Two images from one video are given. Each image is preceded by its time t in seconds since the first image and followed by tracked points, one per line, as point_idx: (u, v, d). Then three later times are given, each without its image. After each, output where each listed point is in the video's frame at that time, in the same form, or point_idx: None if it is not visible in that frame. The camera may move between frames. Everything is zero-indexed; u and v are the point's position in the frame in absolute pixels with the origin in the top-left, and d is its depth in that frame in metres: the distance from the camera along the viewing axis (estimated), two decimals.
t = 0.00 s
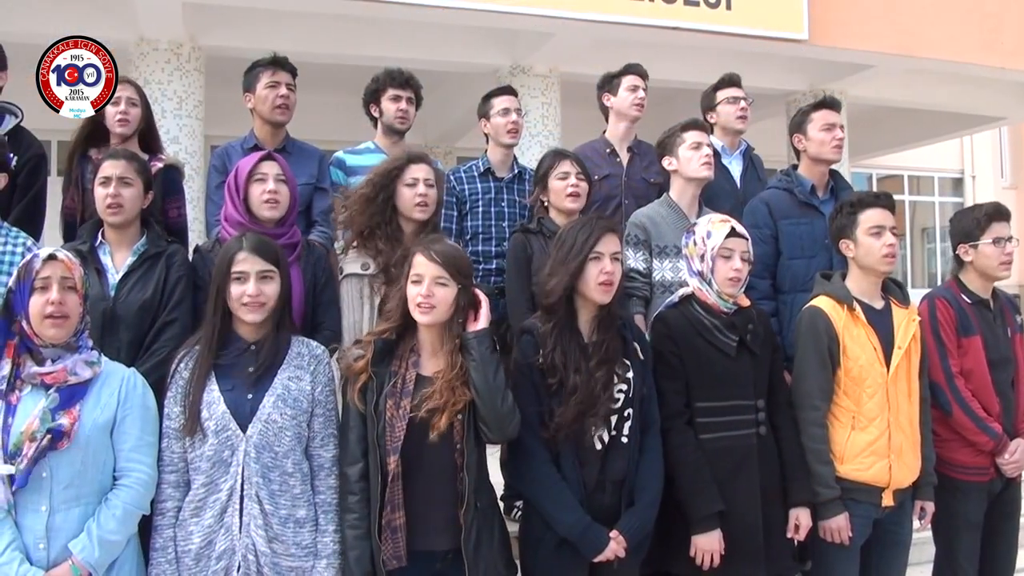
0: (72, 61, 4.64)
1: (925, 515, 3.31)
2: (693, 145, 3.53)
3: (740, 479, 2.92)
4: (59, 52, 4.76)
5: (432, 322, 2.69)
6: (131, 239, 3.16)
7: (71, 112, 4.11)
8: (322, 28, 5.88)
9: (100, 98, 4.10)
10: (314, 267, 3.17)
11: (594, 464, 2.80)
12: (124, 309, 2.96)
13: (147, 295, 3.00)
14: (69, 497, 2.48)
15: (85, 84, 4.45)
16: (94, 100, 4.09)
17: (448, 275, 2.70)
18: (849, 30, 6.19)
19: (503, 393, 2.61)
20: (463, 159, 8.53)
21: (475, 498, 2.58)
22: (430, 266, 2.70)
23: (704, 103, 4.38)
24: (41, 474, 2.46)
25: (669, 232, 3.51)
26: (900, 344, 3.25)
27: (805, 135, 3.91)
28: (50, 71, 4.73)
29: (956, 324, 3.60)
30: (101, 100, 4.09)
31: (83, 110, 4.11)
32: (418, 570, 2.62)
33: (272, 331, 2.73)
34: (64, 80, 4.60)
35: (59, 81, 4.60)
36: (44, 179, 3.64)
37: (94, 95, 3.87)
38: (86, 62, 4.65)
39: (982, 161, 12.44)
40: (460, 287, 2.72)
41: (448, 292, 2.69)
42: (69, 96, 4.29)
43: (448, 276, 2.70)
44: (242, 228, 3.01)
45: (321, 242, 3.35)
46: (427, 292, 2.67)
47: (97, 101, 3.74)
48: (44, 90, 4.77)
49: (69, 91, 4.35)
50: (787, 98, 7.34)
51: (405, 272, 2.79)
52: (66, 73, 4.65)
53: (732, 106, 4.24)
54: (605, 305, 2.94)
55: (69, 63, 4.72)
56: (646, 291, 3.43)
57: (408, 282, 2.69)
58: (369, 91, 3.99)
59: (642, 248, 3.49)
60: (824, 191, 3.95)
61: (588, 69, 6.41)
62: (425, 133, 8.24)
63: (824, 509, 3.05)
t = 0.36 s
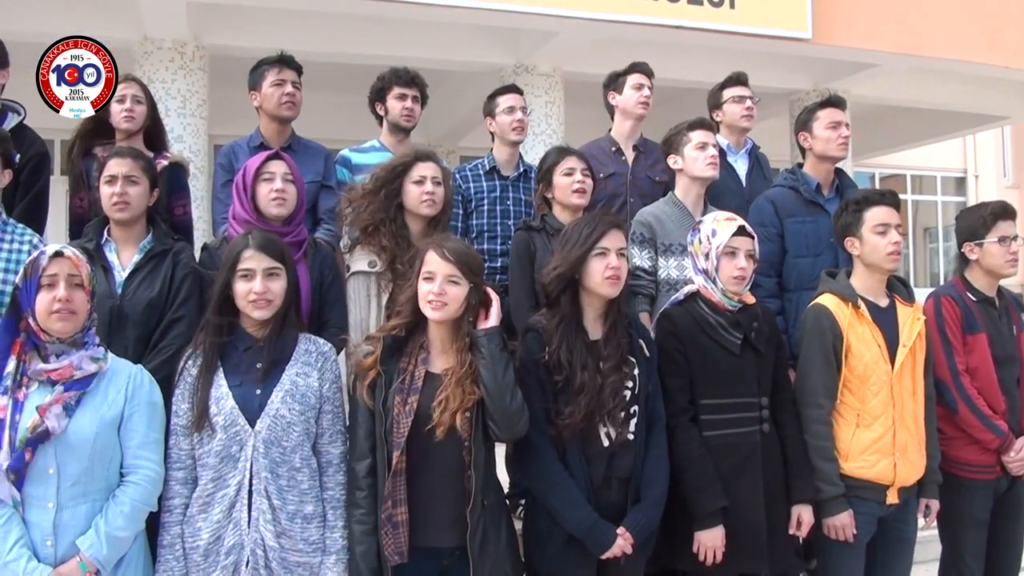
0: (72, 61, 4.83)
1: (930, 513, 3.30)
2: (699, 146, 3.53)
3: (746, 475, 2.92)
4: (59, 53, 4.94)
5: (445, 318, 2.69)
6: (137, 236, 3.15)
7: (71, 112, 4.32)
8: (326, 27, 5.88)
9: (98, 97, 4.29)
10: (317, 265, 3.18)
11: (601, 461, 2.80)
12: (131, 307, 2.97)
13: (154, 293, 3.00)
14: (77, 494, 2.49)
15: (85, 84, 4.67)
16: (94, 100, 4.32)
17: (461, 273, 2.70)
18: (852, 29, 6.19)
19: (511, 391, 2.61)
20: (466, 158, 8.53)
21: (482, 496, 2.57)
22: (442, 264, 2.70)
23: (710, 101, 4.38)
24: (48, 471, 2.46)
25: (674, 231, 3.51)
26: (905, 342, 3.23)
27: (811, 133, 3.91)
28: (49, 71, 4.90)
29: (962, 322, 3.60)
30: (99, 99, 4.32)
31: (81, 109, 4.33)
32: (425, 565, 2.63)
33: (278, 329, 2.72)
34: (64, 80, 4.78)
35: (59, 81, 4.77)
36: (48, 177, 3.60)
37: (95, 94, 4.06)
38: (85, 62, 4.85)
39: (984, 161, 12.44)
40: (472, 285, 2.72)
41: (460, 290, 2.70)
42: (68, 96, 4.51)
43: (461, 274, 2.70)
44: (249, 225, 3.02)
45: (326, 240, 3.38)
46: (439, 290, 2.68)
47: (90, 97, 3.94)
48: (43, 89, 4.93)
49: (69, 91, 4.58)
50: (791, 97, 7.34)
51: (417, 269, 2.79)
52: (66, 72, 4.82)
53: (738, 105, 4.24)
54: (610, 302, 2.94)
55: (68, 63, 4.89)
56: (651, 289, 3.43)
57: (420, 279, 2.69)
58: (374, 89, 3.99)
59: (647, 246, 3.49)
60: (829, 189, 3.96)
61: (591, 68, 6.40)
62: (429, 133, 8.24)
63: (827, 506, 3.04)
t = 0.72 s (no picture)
0: (72, 62, 5.17)
1: (940, 512, 3.31)
2: (705, 144, 3.52)
3: (757, 474, 2.92)
4: (59, 53, 5.19)
5: (452, 320, 2.69)
6: (148, 236, 3.16)
7: (72, 112, 4.89)
8: (331, 27, 5.88)
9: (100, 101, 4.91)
10: (326, 263, 3.17)
11: (610, 460, 2.80)
12: (142, 306, 2.98)
13: (164, 292, 3.01)
14: (91, 491, 2.50)
15: (85, 85, 5.15)
16: (95, 102, 4.96)
17: (465, 272, 2.70)
18: (858, 29, 6.18)
19: (523, 389, 2.62)
20: (471, 158, 8.54)
21: (495, 493, 2.59)
22: (445, 265, 2.70)
23: (717, 101, 4.38)
24: (63, 469, 2.48)
25: (681, 229, 3.51)
26: (914, 340, 3.25)
27: (818, 132, 3.90)
28: (50, 70, 5.20)
29: (970, 321, 3.60)
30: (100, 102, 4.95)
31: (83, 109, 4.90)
32: (437, 564, 2.63)
33: (291, 325, 2.74)
34: (64, 80, 5.18)
35: (61, 81, 5.11)
36: (53, 177, 3.58)
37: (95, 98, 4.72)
38: (85, 62, 5.21)
39: (989, 160, 12.43)
40: (477, 284, 2.72)
41: (465, 290, 2.69)
42: (70, 96, 5.04)
43: (465, 273, 2.70)
44: (258, 226, 3.01)
45: (336, 240, 3.37)
46: (446, 291, 2.67)
47: (95, 101, 4.61)
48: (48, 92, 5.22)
49: (71, 91, 5.09)
50: (796, 97, 7.34)
51: (420, 271, 2.78)
52: (66, 72, 5.18)
53: (745, 104, 4.24)
54: (620, 301, 2.93)
55: (68, 63, 5.22)
56: (659, 289, 3.43)
57: (425, 281, 2.68)
58: (383, 90, 4.00)
59: (655, 246, 3.49)
60: (837, 188, 3.96)
61: (596, 68, 6.40)
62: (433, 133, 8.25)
63: (838, 506, 3.05)
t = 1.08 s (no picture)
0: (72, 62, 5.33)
1: (956, 513, 3.31)
2: (719, 146, 3.53)
3: (774, 474, 2.92)
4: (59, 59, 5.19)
5: (462, 320, 2.68)
6: (164, 237, 3.17)
7: (72, 112, 5.28)
8: (340, 28, 5.88)
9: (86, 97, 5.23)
10: (342, 264, 3.18)
11: (627, 460, 2.81)
12: (158, 306, 2.98)
13: (181, 292, 3.02)
14: (111, 491, 2.51)
15: (85, 84, 5.35)
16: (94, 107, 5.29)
17: (471, 272, 2.70)
18: (867, 28, 6.17)
19: (537, 385, 2.64)
20: (478, 158, 8.55)
21: (511, 492, 2.60)
22: (451, 266, 2.69)
23: (728, 101, 4.38)
24: (84, 468, 2.49)
25: (695, 230, 3.51)
26: (929, 341, 3.25)
27: (831, 133, 3.91)
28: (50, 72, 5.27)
29: (984, 321, 3.60)
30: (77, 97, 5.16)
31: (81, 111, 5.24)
32: (454, 565, 2.62)
33: (310, 326, 2.75)
34: (64, 80, 5.32)
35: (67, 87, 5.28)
36: (66, 179, 3.59)
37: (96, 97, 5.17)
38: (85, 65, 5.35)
39: (996, 160, 12.39)
40: (484, 281, 2.72)
41: (473, 289, 2.69)
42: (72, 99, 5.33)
43: (472, 272, 2.70)
44: (275, 229, 3.02)
45: (350, 240, 3.37)
46: (454, 292, 2.66)
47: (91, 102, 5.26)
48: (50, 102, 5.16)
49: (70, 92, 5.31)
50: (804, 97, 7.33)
51: (426, 274, 2.77)
52: (66, 72, 5.30)
53: (756, 104, 4.23)
54: (637, 303, 2.93)
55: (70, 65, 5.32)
56: (673, 289, 3.43)
57: (432, 284, 2.67)
58: (396, 91, 4.01)
59: (668, 246, 3.48)
60: (849, 189, 3.96)
61: (604, 67, 6.40)
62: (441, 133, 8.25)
63: (853, 505, 3.05)
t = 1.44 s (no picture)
0: (74, 63, 4.90)
1: (971, 512, 3.33)
2: (736, 147, 3.54)
3: (791, 473, 2.93)
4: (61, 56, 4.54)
5: (478, 316, 2.68)
6: (181, 237, 3.18)
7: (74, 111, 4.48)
8: (350, 28, 5.88)
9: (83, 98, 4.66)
10: (359, 264, 3.17)
11: (645, 459, 2.82)
12: (177, 305, 2.99)
13: (199, 291, 3.03)
14: (134, 488, 2.52)
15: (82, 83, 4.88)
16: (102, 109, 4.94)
17: (489, 269, 2.71)
18: (876, 27, 6.16)
19: (553, 385, 2.63)
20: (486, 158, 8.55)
21: (527, 491, 2.59)
22: (470, 262, 2.69)
23: (740, 100, 4.38)
24: (108, 465, 2.50)
25: (711, 230, 3.52)
26: (945, 340, 3.27)
27: (843, 132, 3.90)
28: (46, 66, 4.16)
29: (998, 320, 3.60)
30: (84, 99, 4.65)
31: (79, 111, 4.40)
32: (471, 564, 2.63)
33: (331, 325, 2.76)
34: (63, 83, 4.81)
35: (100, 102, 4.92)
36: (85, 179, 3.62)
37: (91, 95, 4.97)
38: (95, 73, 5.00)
39: (1004, 159, 12.34)
40: (501, 279, 2.73)
41: (490, 286, 2.69)
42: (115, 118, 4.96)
43: (490, 270, 2.71)
44: (293, 228, 3.03)
45: (365, 239, 3.34)
46: (471, 287, 2.67)
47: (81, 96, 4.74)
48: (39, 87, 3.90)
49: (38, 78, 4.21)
50: (813, 97, 7.33)
51: (445, 271, 2.78)
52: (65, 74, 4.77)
53: (768, 103, 4.24)
54: (655, 302, 2.94)
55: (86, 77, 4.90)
56: (688, 288, 3.43)
57: (450, 280, 2.69)
58: (410, 91, 4.03)
59: (684, 245, 3.48)
60: (862, 189, 3.95)
61: (613, 66, 6.40)
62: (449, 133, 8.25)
63: (872, 504, 3.06)
